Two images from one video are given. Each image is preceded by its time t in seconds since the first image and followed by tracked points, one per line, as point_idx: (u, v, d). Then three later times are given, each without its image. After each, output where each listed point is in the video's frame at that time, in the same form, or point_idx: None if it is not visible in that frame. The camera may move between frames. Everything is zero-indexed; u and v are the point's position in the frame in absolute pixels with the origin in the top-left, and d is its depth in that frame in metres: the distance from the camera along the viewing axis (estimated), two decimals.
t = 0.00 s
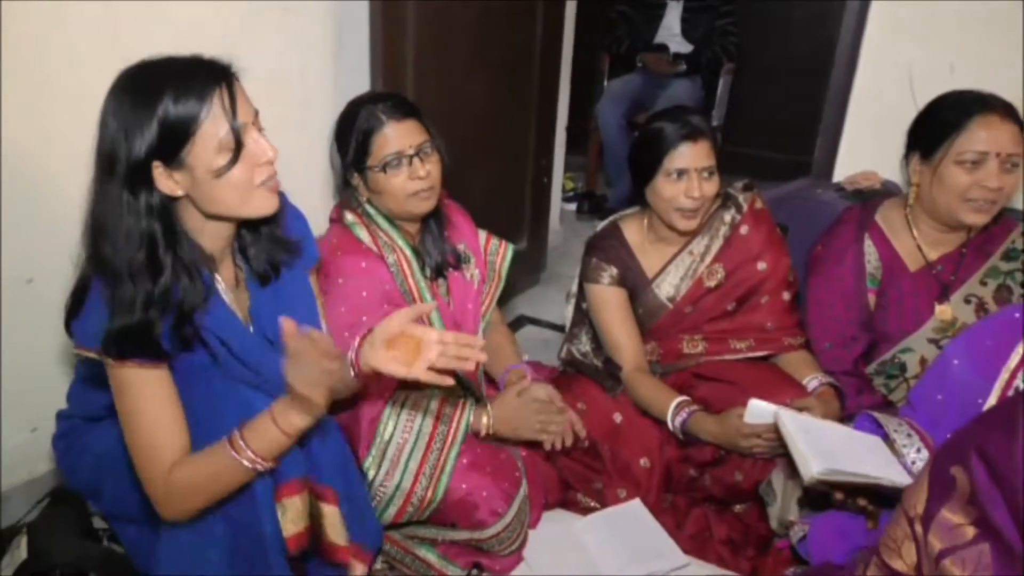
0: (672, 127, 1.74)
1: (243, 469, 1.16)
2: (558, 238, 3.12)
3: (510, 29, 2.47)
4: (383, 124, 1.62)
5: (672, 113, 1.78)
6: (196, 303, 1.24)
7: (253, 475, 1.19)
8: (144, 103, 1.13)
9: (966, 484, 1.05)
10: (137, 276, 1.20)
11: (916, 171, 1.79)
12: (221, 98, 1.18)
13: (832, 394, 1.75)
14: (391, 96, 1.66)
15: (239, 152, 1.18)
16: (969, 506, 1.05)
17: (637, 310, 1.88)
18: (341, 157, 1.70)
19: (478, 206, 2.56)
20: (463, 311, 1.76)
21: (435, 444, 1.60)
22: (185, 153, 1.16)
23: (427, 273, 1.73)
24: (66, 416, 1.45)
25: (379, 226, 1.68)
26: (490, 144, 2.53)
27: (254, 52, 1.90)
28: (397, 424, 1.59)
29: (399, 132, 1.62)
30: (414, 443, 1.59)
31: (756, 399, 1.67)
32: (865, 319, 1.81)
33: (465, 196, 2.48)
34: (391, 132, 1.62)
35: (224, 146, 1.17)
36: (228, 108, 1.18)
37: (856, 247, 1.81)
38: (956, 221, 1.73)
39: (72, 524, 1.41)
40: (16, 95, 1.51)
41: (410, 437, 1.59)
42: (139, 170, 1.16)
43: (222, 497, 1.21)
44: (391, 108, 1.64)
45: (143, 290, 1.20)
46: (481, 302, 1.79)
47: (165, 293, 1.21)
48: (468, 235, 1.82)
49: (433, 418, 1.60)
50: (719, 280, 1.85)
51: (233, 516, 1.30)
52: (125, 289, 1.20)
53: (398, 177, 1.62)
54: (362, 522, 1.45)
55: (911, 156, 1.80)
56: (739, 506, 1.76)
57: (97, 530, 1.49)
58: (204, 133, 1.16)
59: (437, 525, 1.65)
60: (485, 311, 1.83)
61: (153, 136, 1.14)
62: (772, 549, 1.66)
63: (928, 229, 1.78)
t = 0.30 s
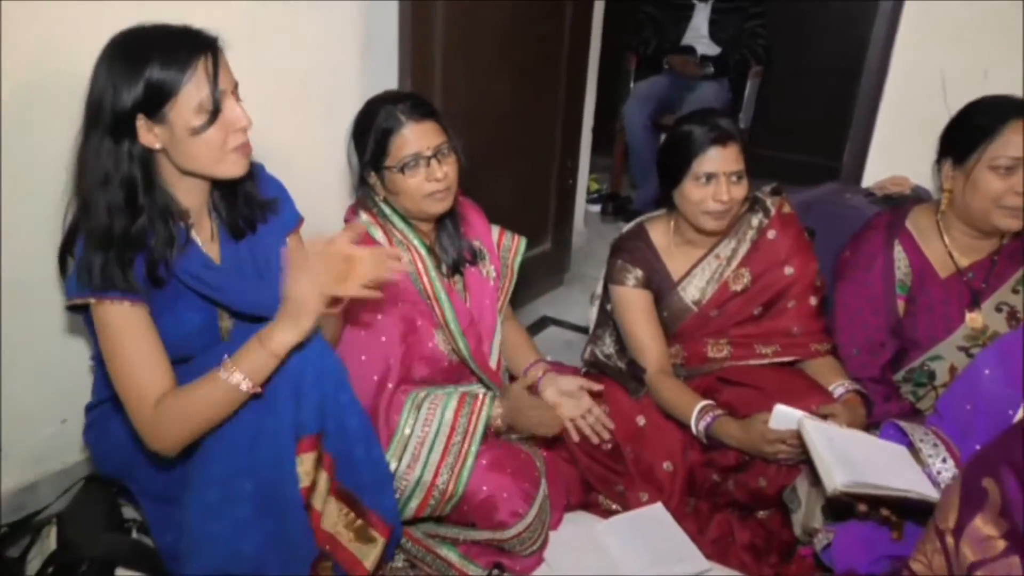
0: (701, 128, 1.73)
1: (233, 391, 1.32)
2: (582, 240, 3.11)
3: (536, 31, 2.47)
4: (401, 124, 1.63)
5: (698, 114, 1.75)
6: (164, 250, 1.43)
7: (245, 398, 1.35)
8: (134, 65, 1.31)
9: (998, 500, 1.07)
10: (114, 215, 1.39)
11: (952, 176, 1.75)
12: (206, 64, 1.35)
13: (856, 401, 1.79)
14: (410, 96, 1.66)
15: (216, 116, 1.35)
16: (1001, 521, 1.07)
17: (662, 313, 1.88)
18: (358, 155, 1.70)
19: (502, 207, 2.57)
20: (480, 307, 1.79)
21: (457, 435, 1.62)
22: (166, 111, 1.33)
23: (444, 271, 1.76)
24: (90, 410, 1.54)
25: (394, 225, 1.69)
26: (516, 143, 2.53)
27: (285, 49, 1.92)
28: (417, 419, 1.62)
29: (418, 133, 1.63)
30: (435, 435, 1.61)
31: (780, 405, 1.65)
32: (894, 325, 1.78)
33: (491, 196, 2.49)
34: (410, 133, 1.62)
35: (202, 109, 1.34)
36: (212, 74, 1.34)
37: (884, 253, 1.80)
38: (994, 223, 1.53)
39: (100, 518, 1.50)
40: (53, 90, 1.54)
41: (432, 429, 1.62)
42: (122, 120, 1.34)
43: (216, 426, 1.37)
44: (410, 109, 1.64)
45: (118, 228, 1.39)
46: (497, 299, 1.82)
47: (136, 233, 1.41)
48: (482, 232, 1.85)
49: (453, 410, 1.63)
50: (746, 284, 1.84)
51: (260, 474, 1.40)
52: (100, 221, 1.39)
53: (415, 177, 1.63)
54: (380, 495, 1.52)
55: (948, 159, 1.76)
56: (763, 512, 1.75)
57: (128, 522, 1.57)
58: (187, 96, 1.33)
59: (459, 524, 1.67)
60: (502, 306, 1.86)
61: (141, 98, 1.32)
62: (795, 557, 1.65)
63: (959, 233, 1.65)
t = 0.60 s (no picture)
0: (728, 132, 1.73)
1: (225, 356, 1.36)
2: (604, 242, 3.10)
3: (564, 31, 2.47)
4: (429, 128, 1.63)
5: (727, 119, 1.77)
6: (181, 227, 1.46)
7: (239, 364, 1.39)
8: (170, 50, 1.34)
9: None
10: (139, 190, 1.42)
11: (975, 185, 1.68)
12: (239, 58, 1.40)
13: (883, 410, 1.72)
14: (438, 99, 1.67)
15: (242, 107, 1.39)
16: None
17: (685, 317, 1.87)
18: (383, 155, 1.71)
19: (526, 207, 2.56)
20: (501, 308, 1.80)
21: (473, 433, 1.62)
22: (196, 96, 1.36)
23: (466, 271, 1.77)
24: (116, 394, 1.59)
25: (416, 225, 1.70)
26: (540, 143, 2.53)
27: (315, 46, 1.93)
28: (434, 415, 1.62)
29: (445, 137, 1.63)
30: (454, 430, 1.62)
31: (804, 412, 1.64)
32: (922, 334, 1.77)
33: (515, 196, 2.49)
34: (437, 136, 1.63)
35: (232, 98, 1.38)
36: (245, 64, 1.40)
37: (913, 261, 1.77)
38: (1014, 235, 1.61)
39: (125, 505, 1.52)
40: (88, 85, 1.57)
41: (450, 425, 1.62)
42: (155, 99, 1.37)
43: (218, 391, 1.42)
44: (437, 111, 1.65)
45: (143, 203, 1.42)
46: (517, 301, 1.82)
47: (159, 208, 1.44)
48: (501, 232, 1.86)
49: (471, 408, 1.63)
50: (771, 289, 1.83)
51: (290, 465, 1.37)
52: (125, 196, 1.42)
53: (441, 180, 1.63)
54: (399, 489, 1.53)
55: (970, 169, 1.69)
56: (783, 519, 1.74)
57: (151, 512, 1.59)
58: (219, 81, 1.37)
59: (477, 523, 1.66)
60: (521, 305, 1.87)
61: (174, 79, 1.35)
62: (816, 565, 1.65)
63: (988, 244, 1.70)
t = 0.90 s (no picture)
0: (766, 142, 1.72)
1: (239, 358, 1.43)
2: (634, 249, 3.09)
3: (602, 41, 2.48)
4: (463, 133, 1.64)
5: (762, 130, 1.75)
6: (211, 220, 1.48)
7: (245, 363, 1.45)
8: (218, 52, 1.39)
9: None
10: (177, 182, 1.45)
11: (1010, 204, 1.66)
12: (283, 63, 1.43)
13: (916, 428, 1.70)
14: (473, 104, 1.67)
15: (280, 110, 1.42)
16: None
17: (715, 327, 1.85)
18: (418, 159, 1.71)
19: (558, 212, 2.56)
20: (530, 313, 1.80)
21: (497, 428, 1.63)
22: (237, 97, 1.40)
23: (496, 275, 1.77)
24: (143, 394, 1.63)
25: (451, 231, 1.71)
26: (575, 149, 2.53)
27: (352, 46, 1.95)
28: (462, 407, 1.64)
29: (479, 143, 1.64)
30: (477, 426, 1.63)
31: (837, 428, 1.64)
32: (957, 350, 1.75)
33: (545, 201, 2.49)
34: (471, 142, 1.64)
35: (270, 102, 1.41)
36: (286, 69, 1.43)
37: (948, 280, 1.74)
38: None
39: (156, 499, 1.54)
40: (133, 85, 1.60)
41: (475, 419, 1.64)
42: (199, 96, 1.40)
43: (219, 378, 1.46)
44: (472, 117, 1.65)
45: (181, 196, 1.45)
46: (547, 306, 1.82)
47: (194, 203, 1.46)
48: (533, 238, 1.85)
49: (494, 406, 1.64)
50: (803, 302, 1.81)
51: (317, 461, 1.39)
52: (165, 186, 1.44)
53: (474, 186, 1.64)
54: (427, 490, 1.53)
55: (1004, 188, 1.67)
56: (811, 535, 1.72)
57: (179, 506, 1.61)
58: (258, 85, 1.40)
59: (501, 529, 1.67)
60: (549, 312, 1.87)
61: (219, 78, 1.39)
62: None
63: None
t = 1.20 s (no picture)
0: (798, 148, 1.70)
1: (238, 360, 1.42)
2: (660, 253, 3.08)
3: (630, 46, 2.47)
4: (493, 137, 1.64)
5: (795, 134, 1.74)
6: (240, 227, 1.50)
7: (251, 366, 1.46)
8: (245, 60, 1.40)
9: None
10: (209, 191, 1.47)
11: None
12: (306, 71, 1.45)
13: (951, 436, 1.67)
14: (503, 108, 1.67)
15: (302, 118, 1.44)
16: None
17: (744, 332, 1.84)
18: (448, 162, 1.72)
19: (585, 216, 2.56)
20: (559, 317, 1.80)
21: (515, 419, 1.62)
22: (261, 106, 1.42)
23: (525, 280, 1.78)
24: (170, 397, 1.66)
25: (478, 234, 1.71)
26: (603, 154, 2.53)
27: (381, 49, 1.96)
28: (475, 407, 1.63)
29: (509, 147, 1.64)
30: (492, 421, 1.62)
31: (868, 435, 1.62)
32: (992, 358, 1.72)
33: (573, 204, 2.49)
34: (501, 145, 1.63)
35: (292, 110, 1.43)
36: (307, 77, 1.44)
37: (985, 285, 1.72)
38: None
39: (186, 496, 1.54)
40: (168, 84, 1.62)
41: (490, 415, 1.63)
42: (224, 104, 1.42)
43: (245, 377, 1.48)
44: (502, 120, 1.66)
45: (213, 206, 1.47)
46: (576, 309, 1.82)
47: (224, 211, 1.48)
48: (563, 242, 1.86)
49: (508, 392, 1.63)
50: (834, 308, 1.79)
51: (355, 458, 1.41)
52: (197, 196, 1.46)
53: (502, 190, 1.64)
54: (451, 480, 1.55)
55: None
56: (840, 544, 1.70)
57: (209, 504, 1.62)
58: (278, 95, 1.42)
59: (529, 532, 1.69)
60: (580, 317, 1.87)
61: (241, 86, 1.40)
62: None
63: None
